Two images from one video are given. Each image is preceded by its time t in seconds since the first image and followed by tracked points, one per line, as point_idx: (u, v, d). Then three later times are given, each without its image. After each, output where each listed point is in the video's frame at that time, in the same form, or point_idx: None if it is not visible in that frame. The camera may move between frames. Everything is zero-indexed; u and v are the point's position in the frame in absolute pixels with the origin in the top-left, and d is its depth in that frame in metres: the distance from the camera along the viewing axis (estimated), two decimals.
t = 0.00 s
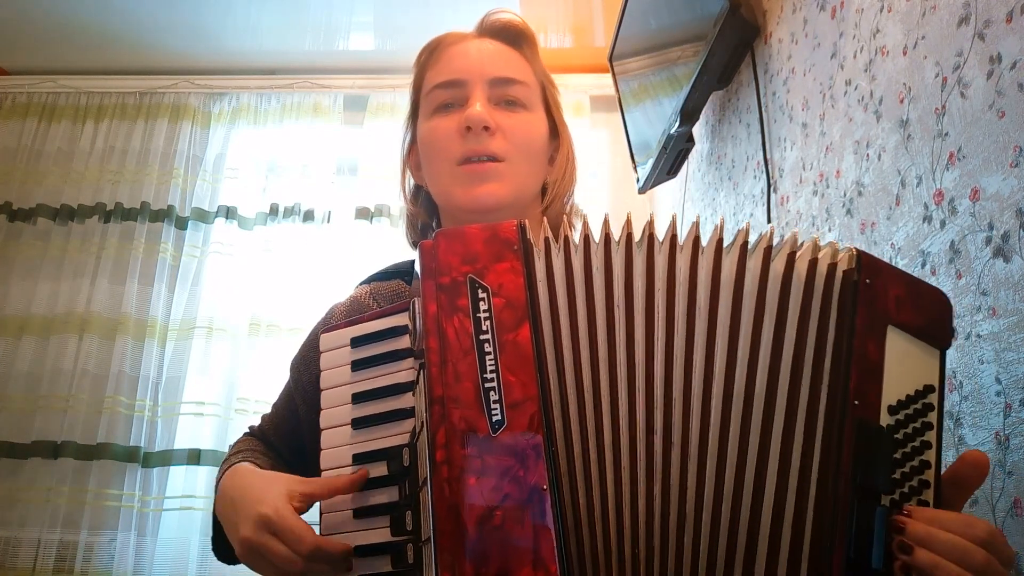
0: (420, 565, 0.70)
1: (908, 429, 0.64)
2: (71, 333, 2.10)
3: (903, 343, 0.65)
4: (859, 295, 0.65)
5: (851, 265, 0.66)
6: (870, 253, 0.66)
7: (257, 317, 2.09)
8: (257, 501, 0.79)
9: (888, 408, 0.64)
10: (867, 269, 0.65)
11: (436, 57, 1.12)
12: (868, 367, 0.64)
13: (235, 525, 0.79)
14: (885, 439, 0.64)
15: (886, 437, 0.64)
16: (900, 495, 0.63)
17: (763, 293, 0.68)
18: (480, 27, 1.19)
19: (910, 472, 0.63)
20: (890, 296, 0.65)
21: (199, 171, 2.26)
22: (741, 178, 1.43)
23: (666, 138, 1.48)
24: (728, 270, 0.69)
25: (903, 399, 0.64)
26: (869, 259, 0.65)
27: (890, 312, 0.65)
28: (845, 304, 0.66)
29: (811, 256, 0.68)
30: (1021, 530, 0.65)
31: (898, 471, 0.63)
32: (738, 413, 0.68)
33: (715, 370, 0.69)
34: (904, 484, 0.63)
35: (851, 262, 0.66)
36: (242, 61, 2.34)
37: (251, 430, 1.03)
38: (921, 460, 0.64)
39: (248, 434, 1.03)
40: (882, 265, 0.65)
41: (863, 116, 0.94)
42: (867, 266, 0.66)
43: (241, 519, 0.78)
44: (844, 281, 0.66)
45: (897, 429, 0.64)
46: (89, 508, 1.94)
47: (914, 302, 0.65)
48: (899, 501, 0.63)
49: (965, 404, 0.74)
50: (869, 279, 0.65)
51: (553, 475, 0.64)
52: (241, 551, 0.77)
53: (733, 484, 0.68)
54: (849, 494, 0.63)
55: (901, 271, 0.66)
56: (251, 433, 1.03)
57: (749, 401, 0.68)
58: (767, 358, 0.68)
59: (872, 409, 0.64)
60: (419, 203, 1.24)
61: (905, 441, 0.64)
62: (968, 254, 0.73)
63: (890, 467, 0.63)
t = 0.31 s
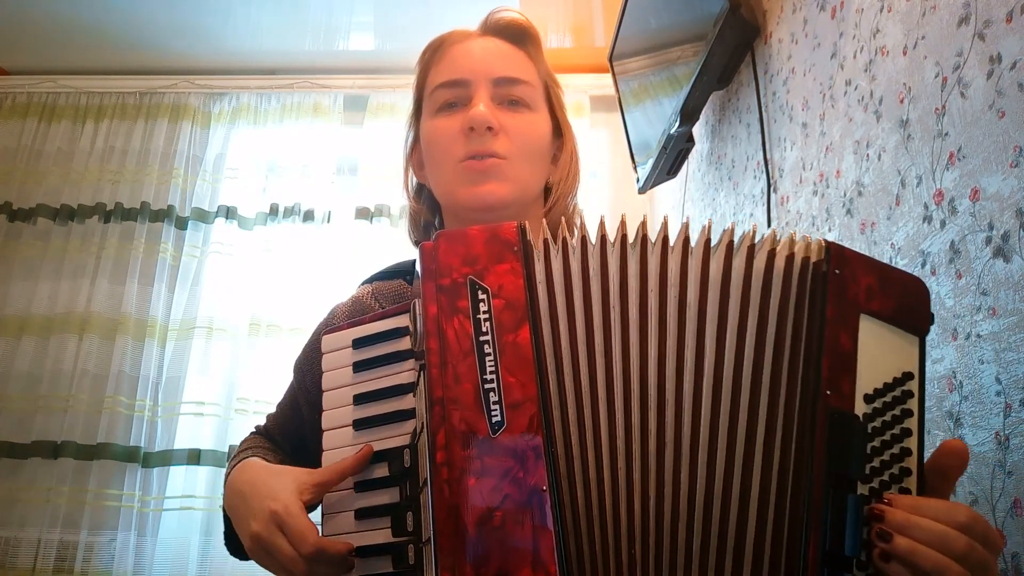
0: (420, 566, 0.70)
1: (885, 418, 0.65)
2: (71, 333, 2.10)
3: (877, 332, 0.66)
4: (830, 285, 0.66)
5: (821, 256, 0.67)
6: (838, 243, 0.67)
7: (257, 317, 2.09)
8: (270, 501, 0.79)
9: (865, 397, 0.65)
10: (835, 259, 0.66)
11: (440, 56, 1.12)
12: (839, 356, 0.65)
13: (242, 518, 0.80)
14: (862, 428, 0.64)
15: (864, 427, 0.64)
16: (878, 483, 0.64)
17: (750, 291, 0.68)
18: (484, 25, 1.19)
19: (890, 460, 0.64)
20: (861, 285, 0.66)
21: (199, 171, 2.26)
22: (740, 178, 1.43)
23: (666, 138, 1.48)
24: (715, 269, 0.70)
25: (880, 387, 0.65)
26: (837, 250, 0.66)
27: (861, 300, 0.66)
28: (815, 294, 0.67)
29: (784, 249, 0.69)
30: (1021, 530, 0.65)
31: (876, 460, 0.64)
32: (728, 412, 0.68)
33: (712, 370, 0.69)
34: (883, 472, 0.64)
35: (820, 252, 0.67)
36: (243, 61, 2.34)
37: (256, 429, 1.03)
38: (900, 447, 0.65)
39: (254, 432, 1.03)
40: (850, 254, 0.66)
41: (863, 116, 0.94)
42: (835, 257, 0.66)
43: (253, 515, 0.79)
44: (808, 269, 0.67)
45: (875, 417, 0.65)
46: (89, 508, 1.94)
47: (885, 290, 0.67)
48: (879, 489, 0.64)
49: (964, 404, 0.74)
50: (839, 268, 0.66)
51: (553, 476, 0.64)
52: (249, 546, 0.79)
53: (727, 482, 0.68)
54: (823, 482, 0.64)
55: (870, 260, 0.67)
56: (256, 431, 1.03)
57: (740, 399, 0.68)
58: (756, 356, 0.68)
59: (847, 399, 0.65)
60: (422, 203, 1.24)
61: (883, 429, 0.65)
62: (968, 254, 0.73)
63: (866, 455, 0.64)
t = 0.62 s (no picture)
0: (421, 565, 0.70)
1: (863, 410, 0.67)
2: (71, 333, 2.10)
3: (854, 325, 0.69)
4: (803, 280, 0.68)
5: (794, 253, 0.69)
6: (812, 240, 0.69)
7: (257, 317, 2.09)
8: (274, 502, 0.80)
9: (843, 390, 0.67)
10: (809, 256, 0.68)
11: (445, 56, 1.12)
12: (816, 351, 0.67)
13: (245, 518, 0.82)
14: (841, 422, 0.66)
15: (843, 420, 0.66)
16: (859, 474, 0.66)
17: (735, 290, 0.70)
18: (490, 29, 1.19)
19: (869, 451, 0.66)
20: (835, 280, 0.69)
21: (199, 171, 2.26)
22: (740, 178, 1.43)
23: (666, 138, 1.48)
24: (707, 268, 0.70)
25: (857, 379, 0.67)
26: (810, 246, 0.68)
27: (835, 295, 0.68)
28: (790, 290, 0.69)
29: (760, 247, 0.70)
30: (1021, 531, 0.65)
31: (856, 451, 0.66)
32: (718, 409, 0.69)
33: (709, 370, 0.69)
34: (863, 464, 0.66)
35: (794, 249, 0.69)
36: (243, 61, 2.34)
37: (254, 429, 1.03)
38: (880, 438, 0.67)
39: (251, 433, 1.03)
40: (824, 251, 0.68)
41: (863, 116, 0.94)
42: (809, 254, 0.69)
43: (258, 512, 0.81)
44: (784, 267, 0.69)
45: (854, 410, 0.67)
46: (89, 508, 1.94)
47: (859, 284, 0.69)
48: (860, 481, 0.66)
49: (965, 404, 0.74)
50: (812, 265, 0.68)
51: (559, 475, 0.64)
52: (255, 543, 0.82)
53: (718, 478, 0.69)
54: (802, 477, 0.65)
55: (844, 255, 0.70)
56: (254, 432, 1.03)
57: (728, 395, 0.69)
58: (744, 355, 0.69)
59: (823, 392, 0.66)
60: (425, 201, 1.24)
61: (861, 421, 0.67)
62: (968, 254, 0.73)
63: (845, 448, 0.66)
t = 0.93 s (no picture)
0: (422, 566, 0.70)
1: (842, 398, 0.67)
2: (71, 333, 2.10)
3: (829, 311, 0.69)
4: (774, 270, 0.69)
5: (765, 244, 0.70)
6: (781, 229, 0.70)
7: (257, 317, 2.09)
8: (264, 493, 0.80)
9: (820, 377, 0.67)
10: (778, 245, 0.69)
11: (441, 62, 1.12)
12: (790, 338, 0.67)
13: (233, 519, 0.81)
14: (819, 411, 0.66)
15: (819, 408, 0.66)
16: (839, 462, 0.66)
17: (713, 285, 0.71)
18: (484, 36, 1.20)
19: (851, 438, 0.66)
20: (807, 268, 0.69)
21: (199, 171, 2.26)
22: (741, 178, 1.43)
23: (666, 138, 1.48)
24: (689, 267, 0.71)
25: (835, 366, 0.67)
26: (779, 236, 0.69)
27: (809, 283, 0.69)
28: (762, 282, 0.70)
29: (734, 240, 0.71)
30: (1021, 530, 0.65)
31: (836, 439, 0.66)
32: (696, 403, 0.69)
33: (693, 365, 0.70)
34: (844, 451, 0.66)
35: (764, 241, 0.71)
36: (243, 61, 2.34)
37: (260, 437, 1.04)
38: (861, 425, 0.67)
39: (259, 440, 1.04)
40: (792, 239, 0.69)
41: (863, 116, 0.94)
42: (779, 243, 0.69)
43: (247, 510, 0.80)
44: (756, 258, 0.71)
45: (832, 397, 0.66)
46: (89, 508, 1.94)
47: (831, 270, 0.69)
48: (841, 469, 0.66)
49: (965, 404, 0.74)
50: (782, 254, 0.69)
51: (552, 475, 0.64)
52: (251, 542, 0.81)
53: (702, 473, 0.69)
54: (778, 469, 0.65)
55: (815, 242, 0.70)
56: (260, 439, 1.04)
57: (711, 388, 0.69)
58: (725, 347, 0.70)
59: (799, 381, 0.66)
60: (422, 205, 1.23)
61: (841, 408, 0.66)
62: (968, 254, 0.73)
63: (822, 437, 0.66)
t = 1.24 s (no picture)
0: (421, 567, 0.70)
1: (817, 391, 0.69)
2: (71, 333, 2.10)
3: (801, 308, 0.71)
4: (746, 269, 0.71)
5: (735, 243, 0.72)
6: (752, 229, 0.72)
7: (257, 317, 2.09)
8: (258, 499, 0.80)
9: (795, 372, 0.69)
10: (749, 245, 0.71)
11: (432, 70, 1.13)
12: (762, 335, 0.69)
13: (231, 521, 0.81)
14: (794, 406, 0.68)
15: (794, 404, 0.68)
16: (815, 455, 0.68)
17: (692, 283, 0.72)
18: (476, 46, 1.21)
19: (826, 432, 0.68)
20: (779, 266, 0.72)
21: (199, 171, 2.26)
22: (740, 178, 1.43)
23: (666, 138, 1.48)
24: (678, 265, 0.72)
25: (810, 361, 0.70)
26: (750, 235, 0.72)
27: (780, 281, 0.71)
28: (733, 279, 0.72)
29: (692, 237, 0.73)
30: (1021, 531, 0.65)
31: (812, 433, 0.68)
32: (672, 397, 0.70)
33: (670, 361, 0.71)
34: (820, 445, 0.68)
35: (735, 240, 0.73)
36: (243, 61, 2.34)
37: (258, 442, 1.05)
38: (836, 419, 0.69)
39: (257, 446, 1.05)
40: (763, 238, 0.71)
41: (863, 116, 0.94)
42: (750, 242, 0.72)
43: (232, 513, 0.78)
44: (729, 257, 0.72)
45: (807, 391, 0.69)
46: (89, 508, 1.94)
47: (805, 268, 0.72)
48: (817, 463, 0.68)
49: (964, 404, 0.74)
50: (753, 254, 0.71)
51: (555, 474, 0.64)
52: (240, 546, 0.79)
53: (680, 468, 0.69)
54: (754, 460, 0.67)
55: (784, 241, 0.73)
56: (258, 445, 1.05)
57: (683, 384, 0.71)
58: (698, 342, 0.71)
59: (772, 377, 0.69)
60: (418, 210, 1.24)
61: (816, 402, 0.69)
62: (968, 253, 0.73)
63: (796, 432, 0.68)
